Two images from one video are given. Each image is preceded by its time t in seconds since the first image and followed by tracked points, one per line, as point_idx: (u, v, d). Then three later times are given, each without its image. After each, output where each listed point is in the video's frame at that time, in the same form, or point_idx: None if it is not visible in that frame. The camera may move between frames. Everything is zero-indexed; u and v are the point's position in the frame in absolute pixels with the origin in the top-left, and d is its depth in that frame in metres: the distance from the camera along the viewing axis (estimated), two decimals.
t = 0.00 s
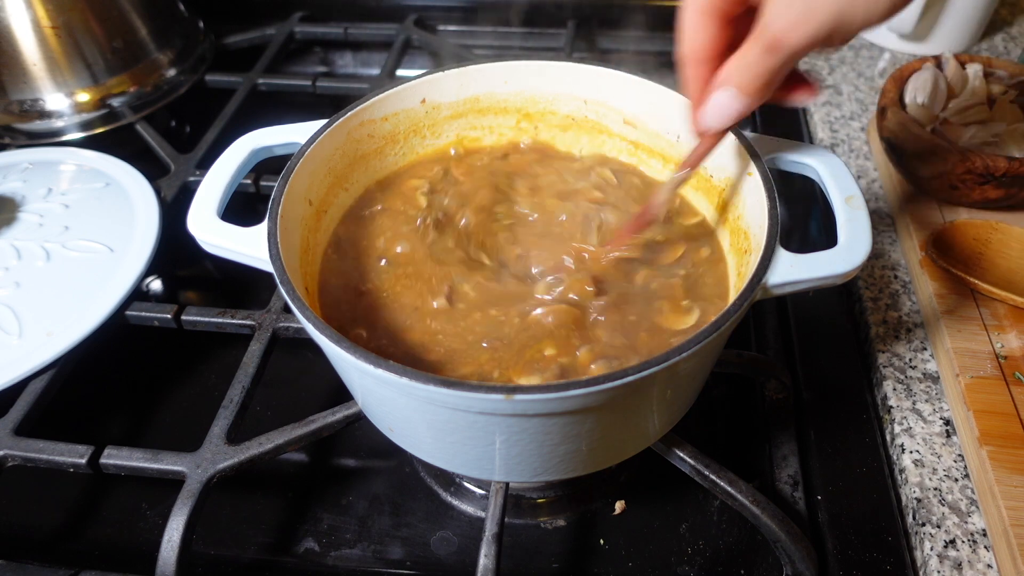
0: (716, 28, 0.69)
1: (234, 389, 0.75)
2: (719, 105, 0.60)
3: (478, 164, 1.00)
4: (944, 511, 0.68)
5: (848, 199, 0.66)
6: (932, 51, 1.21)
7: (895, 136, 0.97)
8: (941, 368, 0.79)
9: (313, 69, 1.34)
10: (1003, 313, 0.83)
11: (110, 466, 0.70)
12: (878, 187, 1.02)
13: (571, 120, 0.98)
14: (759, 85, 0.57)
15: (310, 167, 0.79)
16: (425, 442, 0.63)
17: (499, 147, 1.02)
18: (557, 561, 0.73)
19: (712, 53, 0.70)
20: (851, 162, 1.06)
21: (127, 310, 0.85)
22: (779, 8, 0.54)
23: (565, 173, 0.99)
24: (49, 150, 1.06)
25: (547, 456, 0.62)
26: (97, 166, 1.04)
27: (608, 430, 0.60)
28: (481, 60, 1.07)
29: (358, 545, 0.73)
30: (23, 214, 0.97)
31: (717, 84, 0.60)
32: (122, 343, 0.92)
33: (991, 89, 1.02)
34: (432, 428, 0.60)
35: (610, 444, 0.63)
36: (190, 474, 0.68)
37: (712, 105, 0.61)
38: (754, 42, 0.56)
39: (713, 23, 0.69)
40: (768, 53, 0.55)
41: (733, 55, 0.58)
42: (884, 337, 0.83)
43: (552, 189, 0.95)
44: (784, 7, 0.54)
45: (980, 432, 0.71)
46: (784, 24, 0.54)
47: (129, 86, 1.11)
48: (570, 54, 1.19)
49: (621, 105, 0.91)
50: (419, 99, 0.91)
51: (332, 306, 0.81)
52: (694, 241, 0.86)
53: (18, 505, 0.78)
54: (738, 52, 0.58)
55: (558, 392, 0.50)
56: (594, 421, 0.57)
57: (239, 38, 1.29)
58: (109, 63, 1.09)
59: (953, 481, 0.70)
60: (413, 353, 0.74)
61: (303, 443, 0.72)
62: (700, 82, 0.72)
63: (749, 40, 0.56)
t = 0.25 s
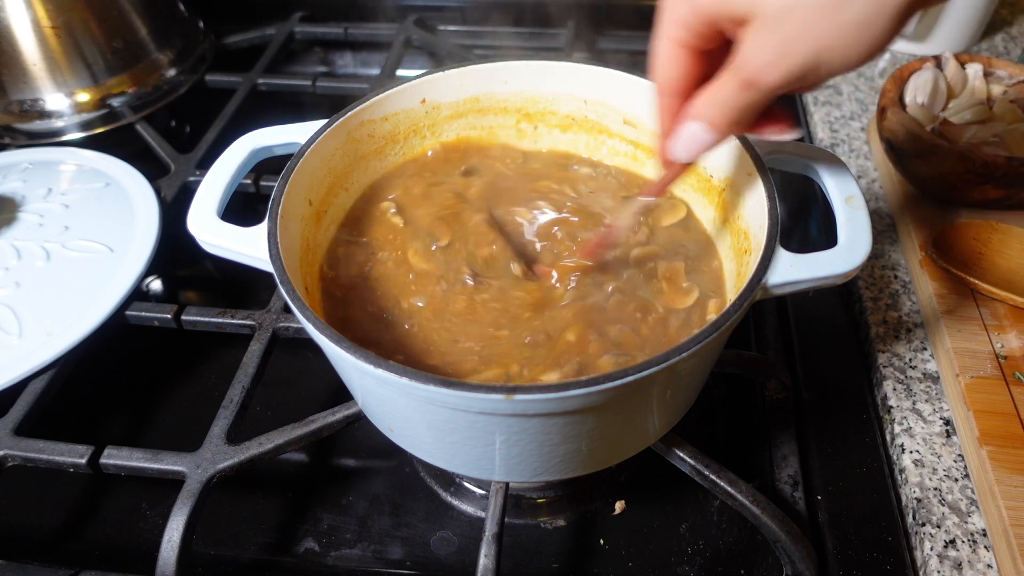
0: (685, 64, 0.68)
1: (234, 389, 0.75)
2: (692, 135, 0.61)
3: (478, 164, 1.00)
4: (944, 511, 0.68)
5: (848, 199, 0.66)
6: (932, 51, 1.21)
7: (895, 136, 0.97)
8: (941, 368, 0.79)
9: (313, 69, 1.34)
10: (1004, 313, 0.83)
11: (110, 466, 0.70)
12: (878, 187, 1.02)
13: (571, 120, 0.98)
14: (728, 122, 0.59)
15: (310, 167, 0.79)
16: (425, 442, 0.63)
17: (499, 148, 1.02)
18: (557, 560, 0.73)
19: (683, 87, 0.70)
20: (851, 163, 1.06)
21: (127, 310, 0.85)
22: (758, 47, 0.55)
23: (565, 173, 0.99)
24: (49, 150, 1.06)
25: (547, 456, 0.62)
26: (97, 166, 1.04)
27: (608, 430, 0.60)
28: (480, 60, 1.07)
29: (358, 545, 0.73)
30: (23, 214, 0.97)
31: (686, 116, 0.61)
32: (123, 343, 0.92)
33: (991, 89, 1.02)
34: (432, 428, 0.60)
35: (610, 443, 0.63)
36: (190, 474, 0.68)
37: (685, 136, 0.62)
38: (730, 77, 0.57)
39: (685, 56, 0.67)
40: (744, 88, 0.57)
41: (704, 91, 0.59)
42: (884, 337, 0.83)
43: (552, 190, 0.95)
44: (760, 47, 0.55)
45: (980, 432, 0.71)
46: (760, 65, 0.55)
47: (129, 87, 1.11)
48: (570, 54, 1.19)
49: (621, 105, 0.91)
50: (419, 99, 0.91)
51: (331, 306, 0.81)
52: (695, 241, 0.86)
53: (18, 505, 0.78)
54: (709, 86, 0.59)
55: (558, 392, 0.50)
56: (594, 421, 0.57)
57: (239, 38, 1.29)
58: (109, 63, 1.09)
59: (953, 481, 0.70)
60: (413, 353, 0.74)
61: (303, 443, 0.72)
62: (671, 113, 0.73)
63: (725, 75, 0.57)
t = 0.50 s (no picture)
0: (662, 42, 0.71)
1: (234, 389, 0.75)
2: (666, 109, 0.64)
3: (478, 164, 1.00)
4: (944, 511, 0.68)
5: (848, 199, 0.67)
6: (932, 51, 1.21)
7: (895, 136, 0.97)
8: (941, 368, 0.79)
9: (313, 69, 1.34)
10: (1004, 313, 0.83)
11: (110, 466, 0.70)
12: (878, 187, 1.02)
13: (571, 120, 0.98)
14: (698, 100, 0.62)
15: (310, 167, 0.79)
16: (425, 442, 0.63)
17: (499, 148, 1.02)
18: (557, 561, 0.73)
19: (655, 65, 0.73)
20: (851, 163, 1.06)
21: (127, 310, 0.85)
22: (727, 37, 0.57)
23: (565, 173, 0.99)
24: (49, 150, 1.06)
25: (547, 457, 0.62)
26: (97, 166, 1.04)
27: (609, 430, 0.60)
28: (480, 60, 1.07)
29: (358, 545, 0.73)
30: (23, 214, 0.97)
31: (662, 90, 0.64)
32: (123, 343, 0.92)
33: (991, 89, 1.02)
34: (432, 428, 0.60)
35: (610, 443, 0.63)
36: (190, 474, 0.68)
37: (657, 109, 0.65)
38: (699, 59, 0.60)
39: (662, 37, 0.71)
40: (717, 72, 0.59)
41: (678, 69, 0.62)
42: (884, 337, 0.83)
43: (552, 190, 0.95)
44: (733, 36, 0.56)
45: (980, 432, 0.71)
46: (730, 52, 0.57)
47: (129, 86, 1.11)
48: (570, 54, 1.19)
49: (620, 105, 0.91)
50: (419, 99, 0.91)
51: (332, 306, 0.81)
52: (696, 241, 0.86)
53: (18, 505, 0.78)
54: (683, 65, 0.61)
55: (558, 392, 0.50)
56: (594, 421, 0.57)
57: (239, 38, 1.29)
58: (109, 63, 1.09)
59: (953, 481, 0.70)
60: (413, 353, 0.74)
61: (303, 442, 0.72)
62: (644, 89, 0.75)
63: (698, 57, 0.60)
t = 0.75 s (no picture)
0: None
1: (234, 389, 0.75)
2: (662, 60, 0.69)
3: (478, 164, 1.00)
4: (944, 511, 0.68)
5: (848, 199, 0.67)
6: (932, 51, 1.21)
7: (895, 136, 0.97)
8: (941, 369, 0.79)
9: (313, 69, 1.34)
10: (1004, 313, 0.83)
11: (110, 467, 0.70)
12: (878, 187, 1.02)
13: (571, 120, 0.98)
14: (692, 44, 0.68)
15: (310, 167, 0.79)
16: (425, 442, 0.63)
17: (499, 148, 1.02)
18: (557, 561, 0.73)
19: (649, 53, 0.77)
20: (851, 163, 1.06)
21: (127, 310, 0.85)
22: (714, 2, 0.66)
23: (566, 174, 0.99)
24: (49, 150, 1.06)
25: (546, 457, 0.62)
26: (97, 166, 1.04)
27: (608, 430, 0.60)
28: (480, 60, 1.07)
29: (358, 545, 0.73)
30: (23, 214, 0.97)
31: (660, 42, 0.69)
32: (123, 343, 0.92)
33: (991, 89, 1.02)
34: (432, 428, 0.60)
35: (610, 443, 0.63)
36: (190, 474, 0.68)
37: (655, 61, 0.69)
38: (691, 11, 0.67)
39: (648, 29, 0.75)
40: (711, 19, 0.67)
41: (676, 18, 0.68)
42: (884, 337, 0.83)
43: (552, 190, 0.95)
44: None
45: (980, 433, 0.71)
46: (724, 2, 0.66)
47: (129, 86, 1.11)
48: (570, 54, 1.19)
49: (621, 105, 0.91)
50: (419, 99, 0.91)
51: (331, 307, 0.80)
52: (695, 242, 0.86)
53: (18, 505, 0.78)
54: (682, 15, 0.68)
55: (558, 391, 0.50)
56: (593, 421, 0.57)
57: (239, 38, 1.29)
58: (109, 63, 1.09)
59: (953, 481, 0.70)
60: (412, 353, 0.74)
61: (303, 443, 0.72)
62: (646, 46, 0.76)
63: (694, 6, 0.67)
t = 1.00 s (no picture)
0: None
1: (234, 389, 0.75)
2: (704, 28, 0.71)
3: (478, 164, 1.00)
4: (944, 511, 0.68)
5: (848, 199, 0.66)
6: (932, 51, 1.21)
7: (895, 136, 0.97)
8: (941, 369, 0.79)
9: (313, 69, 1.34)
10: (1004, 313, 0.83)
11: (110, 466, 0.70)
12: (878, 187, 1.02)
13: (571, 120, 0.98)
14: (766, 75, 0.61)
15: (310, 167, 0.79)
16: (425, 442, 0.63)
17: (499, 148, 1.02)
18: (557, 561, 0.73)
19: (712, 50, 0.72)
20: (851, 162, 1.06)
21: (127, 310, 0.85)
22: None
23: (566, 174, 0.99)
24: (49, 150, 1.06)
25: (546, 457, 0.62)
26: (97, 166, 1.04)
27: (608, 430, 0.60)
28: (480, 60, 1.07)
29: (358, 545, 0.73)
30: (23, 214, 0.97)
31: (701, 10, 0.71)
32: (122, 343, 0.92)
33: (991, 89, 1.02)
34: (432, 428, 0.60)
35: (610, 443, 0.63)
36: (190, 474, 0.68)
37: (697, 29, 0.71)
38: None
39: None
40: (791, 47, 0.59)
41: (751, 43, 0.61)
42: (884, 337, 0.83)
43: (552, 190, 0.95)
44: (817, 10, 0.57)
45: (980, 433, 0.71)
46: None
47: (129, 86, 1.11)
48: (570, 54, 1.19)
49: (621, 105, 0.91)
50: (419, 99, 0.91)
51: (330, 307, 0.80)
52: (694, 241, 0.86)
53: (18, 505, 0.78)
54: None
55: (558, 392, 0.50)
56: (593, 421, 0.57)
57: (239, 38, 1.29)
58: (109, 63, 1.09)
59: (953, 481, 0.70)
60: (411, 353, 0.74)
61: (304, 442, 0.72)
62: None
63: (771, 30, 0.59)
